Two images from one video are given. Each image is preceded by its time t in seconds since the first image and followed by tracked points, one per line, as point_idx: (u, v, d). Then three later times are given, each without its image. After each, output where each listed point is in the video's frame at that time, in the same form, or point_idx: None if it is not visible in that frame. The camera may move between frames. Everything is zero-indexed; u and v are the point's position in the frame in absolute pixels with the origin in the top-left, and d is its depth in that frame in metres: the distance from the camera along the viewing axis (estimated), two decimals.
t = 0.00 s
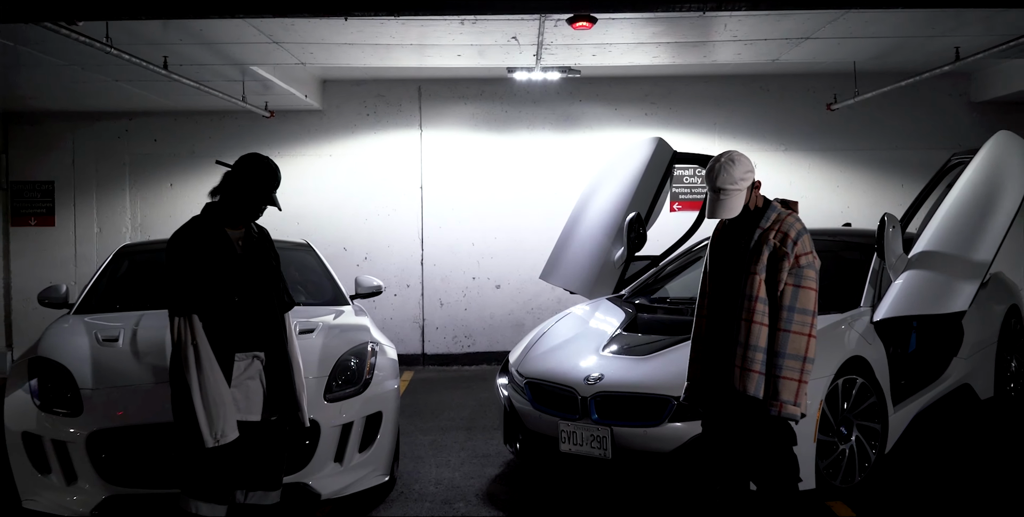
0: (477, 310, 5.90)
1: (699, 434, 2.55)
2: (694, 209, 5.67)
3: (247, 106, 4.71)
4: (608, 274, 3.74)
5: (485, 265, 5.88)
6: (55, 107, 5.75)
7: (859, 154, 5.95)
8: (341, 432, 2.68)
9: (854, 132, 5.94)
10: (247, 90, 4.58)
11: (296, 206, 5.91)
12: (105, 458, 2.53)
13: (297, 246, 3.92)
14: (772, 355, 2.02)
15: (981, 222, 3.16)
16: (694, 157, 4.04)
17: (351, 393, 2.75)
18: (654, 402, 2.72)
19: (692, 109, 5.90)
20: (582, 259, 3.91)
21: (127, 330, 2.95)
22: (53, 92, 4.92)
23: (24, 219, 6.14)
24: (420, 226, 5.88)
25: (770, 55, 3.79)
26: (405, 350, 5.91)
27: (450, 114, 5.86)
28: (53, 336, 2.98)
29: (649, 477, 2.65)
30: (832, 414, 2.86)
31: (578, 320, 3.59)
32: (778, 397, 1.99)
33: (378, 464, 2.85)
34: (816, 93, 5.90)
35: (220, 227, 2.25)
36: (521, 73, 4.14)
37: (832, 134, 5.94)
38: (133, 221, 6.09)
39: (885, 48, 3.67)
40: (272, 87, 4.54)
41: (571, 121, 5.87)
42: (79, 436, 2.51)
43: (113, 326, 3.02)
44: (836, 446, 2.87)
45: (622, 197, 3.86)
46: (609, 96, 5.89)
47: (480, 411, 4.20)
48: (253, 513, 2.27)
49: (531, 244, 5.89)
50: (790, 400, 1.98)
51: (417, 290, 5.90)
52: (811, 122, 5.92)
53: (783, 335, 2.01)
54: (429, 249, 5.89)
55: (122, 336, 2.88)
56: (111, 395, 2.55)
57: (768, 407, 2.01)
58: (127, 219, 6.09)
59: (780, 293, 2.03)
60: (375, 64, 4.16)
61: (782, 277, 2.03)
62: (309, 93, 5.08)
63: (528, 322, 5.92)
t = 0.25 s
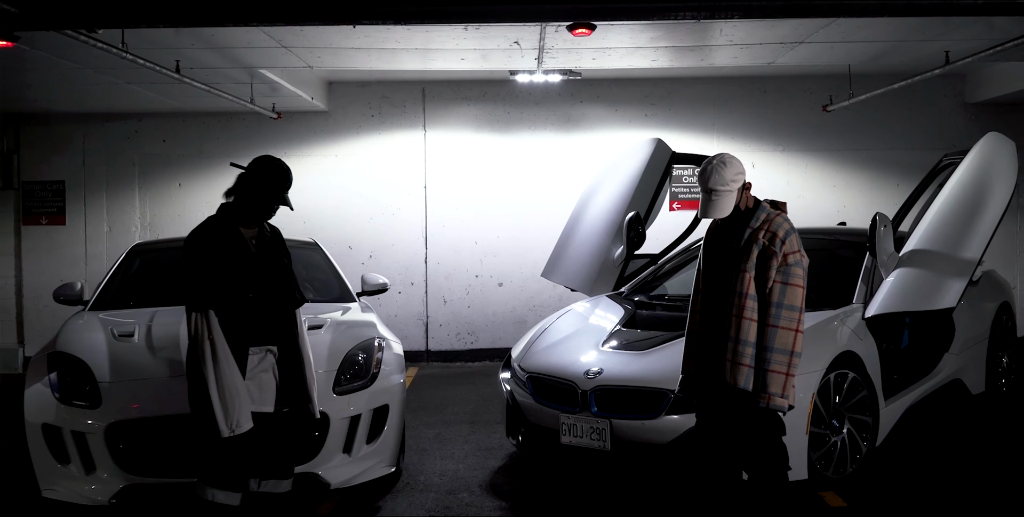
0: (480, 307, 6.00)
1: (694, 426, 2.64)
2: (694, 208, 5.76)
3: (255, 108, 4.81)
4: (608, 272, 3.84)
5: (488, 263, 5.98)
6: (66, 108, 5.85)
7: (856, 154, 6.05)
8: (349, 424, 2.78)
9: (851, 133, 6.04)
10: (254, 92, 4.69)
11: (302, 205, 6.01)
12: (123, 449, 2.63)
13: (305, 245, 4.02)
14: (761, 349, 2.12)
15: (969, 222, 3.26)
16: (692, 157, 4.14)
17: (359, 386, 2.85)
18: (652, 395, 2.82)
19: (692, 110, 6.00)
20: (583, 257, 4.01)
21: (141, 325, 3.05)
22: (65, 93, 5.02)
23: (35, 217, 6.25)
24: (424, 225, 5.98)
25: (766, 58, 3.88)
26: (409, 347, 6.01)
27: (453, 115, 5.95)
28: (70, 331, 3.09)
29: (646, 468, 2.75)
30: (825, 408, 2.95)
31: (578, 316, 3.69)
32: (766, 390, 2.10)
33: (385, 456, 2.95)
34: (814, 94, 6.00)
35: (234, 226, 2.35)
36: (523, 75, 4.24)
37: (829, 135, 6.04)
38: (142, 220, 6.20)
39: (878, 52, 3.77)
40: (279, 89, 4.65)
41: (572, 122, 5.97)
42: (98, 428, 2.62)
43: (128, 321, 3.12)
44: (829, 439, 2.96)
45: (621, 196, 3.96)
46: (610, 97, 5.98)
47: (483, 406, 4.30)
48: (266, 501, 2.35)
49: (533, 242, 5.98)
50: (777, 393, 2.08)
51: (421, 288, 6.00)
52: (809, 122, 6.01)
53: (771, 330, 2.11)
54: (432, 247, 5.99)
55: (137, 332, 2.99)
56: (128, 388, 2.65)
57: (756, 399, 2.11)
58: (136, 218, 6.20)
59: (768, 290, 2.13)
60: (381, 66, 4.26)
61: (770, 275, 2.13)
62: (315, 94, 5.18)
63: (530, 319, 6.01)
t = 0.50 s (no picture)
0: (482, 305, 6.10)
1: (690, 419, 2.74)
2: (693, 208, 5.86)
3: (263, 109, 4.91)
4: (608, 270, 3.94)
5: (491, 262, 6.08)
6: (77, 109, 5.96)
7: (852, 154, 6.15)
8: (358, 416, 2.88)
9: (848, 134, 6.14)
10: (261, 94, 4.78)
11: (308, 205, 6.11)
12: (141, 439, 2.72)
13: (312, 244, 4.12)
14: (754, 343, 2.22)
15: (959, 221, 3.36)
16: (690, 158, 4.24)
17: (367, 380, 2.95)
18: (650, 388, 2.91)
19: (691, 112, 6.10)
20: (583, 256, 4.10)
21: (156, 321, 3.15)
22: (77, 94, 5.13)
23: (46, 217, 6.35)
24: (428, 225, 6.08)
25: (763, 62, 3.98)
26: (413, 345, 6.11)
27: (456, 116, 6.05)
28: (87, 327, 3.19)
29: (645, 458, 2.85)
30: (819, 401, 3.04)
31: (579, 313, 3.79)
32: (759, 382, 2.19)
33: (393, 447, 3.04)
34: (812, 95, 6.09)
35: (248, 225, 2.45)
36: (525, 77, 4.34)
37: (826, 136, 6.14)
38: (151, 219, 6.30)
39: (873, 56, 3.86)
40: (286, 91, 4.74)
41: (574, 123, 6.07)
42: (117, 419, 2.72)
43: (143, 317, 3.22)
44: (822, 431, 3.06)
45: (622, 196, 4.05)
46: (612, 98, 6.08)
47: (486, 401, 4.39)
48: (279, 489, 2.45)
49: (535, 242, 6.09)
50: (769, 385, 2.18)
51: (425, 286, 6.10)
52: (806, 123, 6.11)
53: (763, 325, 2.20)
54: (436, 247, 6.09)
55: (152, 327, 3.08)
56: (145, 381, 2.75)
57: (749, 390, 2.21)
58: (146, 217, 6.30)
59: (761, 286, 2.23)
60: (387, 69, 4.36)
61: (762, 272, 2.22)
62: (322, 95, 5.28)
63: (532, 317, 6.11)
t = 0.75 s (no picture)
0: (485, 303, 6.20)
1: (688, 412, 2.83)
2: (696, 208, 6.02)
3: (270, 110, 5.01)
4: (609, 268, 4.04)
5: (494, 260, 6.18)
6: (87, 110, 6.06)
7: (850, 155, 6.25)
8: (367, 409, 2.97)
9: (845, 134, 6.24)
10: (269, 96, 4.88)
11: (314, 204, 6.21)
12: (157, 430, 2.82)
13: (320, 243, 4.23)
14: (749, 336, 2.31)
15: (951, 220, 3.45)
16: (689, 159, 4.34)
17: (376, 374, 3.05)
18: (650, 382, 3.01)
19: (691, 113, 6.19)
20: (585, 254, 4.20)
21: (170, 317, 3.25)
22: (88, 96, 5.23)
23: (56, 216, 6.45)
24: (432, 225, 6.18)
25: (760, 65, 4.08)
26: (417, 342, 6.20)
27: (460, 117, 6.15)
28: (103, 322, 3.28)
29: (644, 450, 2.94)
30: (814, 394, 3.14)
31: (580, 310, 3.89)
32: (754, 373, 2.28)
33: (399, 439, 3.14)
34: (811, 97, 6.19)
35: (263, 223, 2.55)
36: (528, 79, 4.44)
37: (824, 137, 6.23)
38: (160, 218, 6.41)
39: (869, 59, 3.95)
40: (294, 93, 4.84)
41: (576, 124, 6.16)
42: (133, 411, 2.81)
43: (157, 313, 3.31)
44: (816, 424, 3.15)
45: (622, 195, 4.15)
46: (616, 99, 6.17)
47: (490, 397, 4.48)
48: (291, 478, 2.56)
49: (538, 240, 6.18)
50: (764, 376, 2.27)
51: (429, 284, 6.20)
52: (805, 124, 6.20)
53: (758, 318, 2.30)
54: (440, 245, 6.18)
55: (167, 323, 3.18)
56: (161, 374, 2.85)
57: (745, 382, 2.30)
58: (154, 216, 6.40)
59: (755, 282, 2.32)
60: (393, 71, 4.46)
61: (757, 268, 2.32)
62: (328, 97, 5.38)
63: (534, 315, 6.20)
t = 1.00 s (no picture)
0: (488, 301, 6.29)
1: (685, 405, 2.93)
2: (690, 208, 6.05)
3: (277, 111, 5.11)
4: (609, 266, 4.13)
5: (496, 259, 6.27)
6: (96, 111, 6.15)
7: (847, 155, 6.34)
8: (374, 402, 3.07)
9: (842, 135, 6.33)
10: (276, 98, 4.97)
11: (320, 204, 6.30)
12: (170, 423, 2.91)
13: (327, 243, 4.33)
14: (745, 330, 2.40)
15: (943, 218, 3.54)
16: (688, 159, 4.43)
17: (383, 368, 3.14)
18: (649, 376, 3.11)
19: (691, 113, 6.28)
20: (586, 252, 4.29)
21: (183, 313, 3.34)
22: (98, 97, 5.33)
23: (66, 215, 6.55)
24: (435, 224, 6.28)
25: (757, 68, 4.18)
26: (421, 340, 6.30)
27: (463, 118, 6.24)
28: (117, 318, 3.38)
29: (643, 442, 3.03)
30: (808, 388, 3.23)
31: (582, 307, 3.98)
32: (750, 365, 2.37)
33: (405, 432, 3.23)
34: (810, 97, 6.28)
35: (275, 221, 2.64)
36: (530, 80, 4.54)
37: (822, 137, 6.33)
38: (168, 217, 6.50)
39: (863, 63, 4.04)
40: (301, 94, 4.93)
41: (578, 124, 6.26)
42: (148, 404, 2.90)
43: (169, 310, 3.41)
44: (810, 417, 3.24)
45: (623, 195, 4.24)
46: (617, 100, 6.27)
47: (492, 393, 4.58)
48: (302, 468, 2.65)
49: (540, 239, 6.27)
50: (760, 367, 2.36)
51: (432, 282, 6.29)
52: (803, 124, 6.29)
53: (753, 313, 2.38)
54: (443, 244, 6.28)
55: (179, 319, 3.27)
56: (175, 368, 2.94)
57: (742, 374, 2.39)
58: (162, 215, 6.50)
59: (750, 277, 2.41)
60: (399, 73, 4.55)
61: (752, 264, 2.41)
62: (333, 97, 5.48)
63: (536, 312, 6.29)
